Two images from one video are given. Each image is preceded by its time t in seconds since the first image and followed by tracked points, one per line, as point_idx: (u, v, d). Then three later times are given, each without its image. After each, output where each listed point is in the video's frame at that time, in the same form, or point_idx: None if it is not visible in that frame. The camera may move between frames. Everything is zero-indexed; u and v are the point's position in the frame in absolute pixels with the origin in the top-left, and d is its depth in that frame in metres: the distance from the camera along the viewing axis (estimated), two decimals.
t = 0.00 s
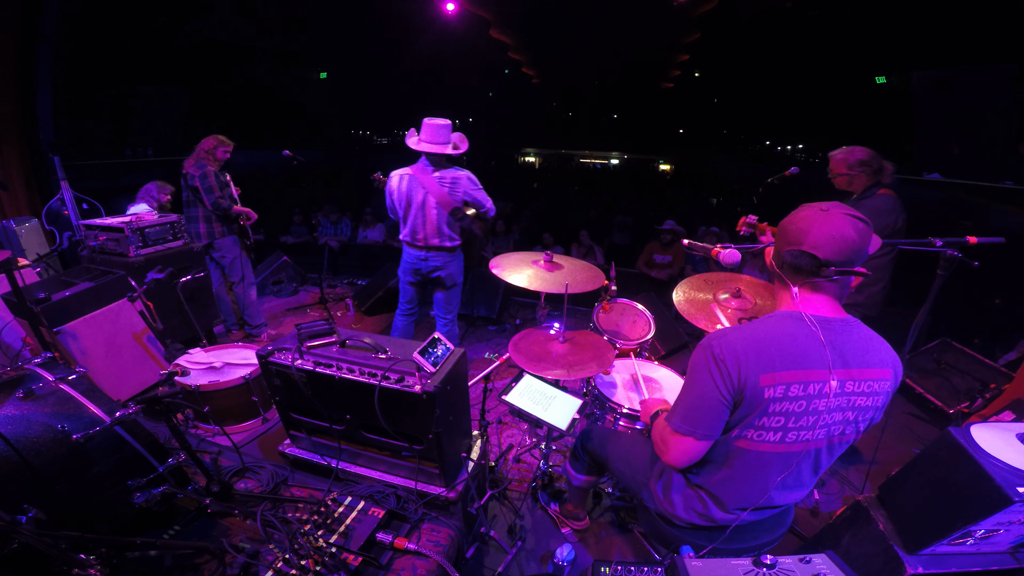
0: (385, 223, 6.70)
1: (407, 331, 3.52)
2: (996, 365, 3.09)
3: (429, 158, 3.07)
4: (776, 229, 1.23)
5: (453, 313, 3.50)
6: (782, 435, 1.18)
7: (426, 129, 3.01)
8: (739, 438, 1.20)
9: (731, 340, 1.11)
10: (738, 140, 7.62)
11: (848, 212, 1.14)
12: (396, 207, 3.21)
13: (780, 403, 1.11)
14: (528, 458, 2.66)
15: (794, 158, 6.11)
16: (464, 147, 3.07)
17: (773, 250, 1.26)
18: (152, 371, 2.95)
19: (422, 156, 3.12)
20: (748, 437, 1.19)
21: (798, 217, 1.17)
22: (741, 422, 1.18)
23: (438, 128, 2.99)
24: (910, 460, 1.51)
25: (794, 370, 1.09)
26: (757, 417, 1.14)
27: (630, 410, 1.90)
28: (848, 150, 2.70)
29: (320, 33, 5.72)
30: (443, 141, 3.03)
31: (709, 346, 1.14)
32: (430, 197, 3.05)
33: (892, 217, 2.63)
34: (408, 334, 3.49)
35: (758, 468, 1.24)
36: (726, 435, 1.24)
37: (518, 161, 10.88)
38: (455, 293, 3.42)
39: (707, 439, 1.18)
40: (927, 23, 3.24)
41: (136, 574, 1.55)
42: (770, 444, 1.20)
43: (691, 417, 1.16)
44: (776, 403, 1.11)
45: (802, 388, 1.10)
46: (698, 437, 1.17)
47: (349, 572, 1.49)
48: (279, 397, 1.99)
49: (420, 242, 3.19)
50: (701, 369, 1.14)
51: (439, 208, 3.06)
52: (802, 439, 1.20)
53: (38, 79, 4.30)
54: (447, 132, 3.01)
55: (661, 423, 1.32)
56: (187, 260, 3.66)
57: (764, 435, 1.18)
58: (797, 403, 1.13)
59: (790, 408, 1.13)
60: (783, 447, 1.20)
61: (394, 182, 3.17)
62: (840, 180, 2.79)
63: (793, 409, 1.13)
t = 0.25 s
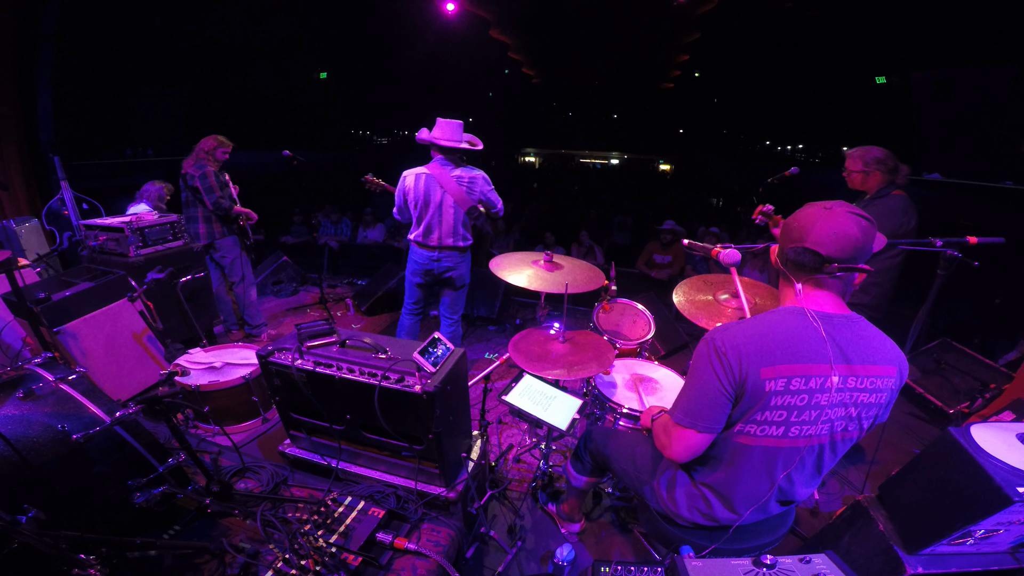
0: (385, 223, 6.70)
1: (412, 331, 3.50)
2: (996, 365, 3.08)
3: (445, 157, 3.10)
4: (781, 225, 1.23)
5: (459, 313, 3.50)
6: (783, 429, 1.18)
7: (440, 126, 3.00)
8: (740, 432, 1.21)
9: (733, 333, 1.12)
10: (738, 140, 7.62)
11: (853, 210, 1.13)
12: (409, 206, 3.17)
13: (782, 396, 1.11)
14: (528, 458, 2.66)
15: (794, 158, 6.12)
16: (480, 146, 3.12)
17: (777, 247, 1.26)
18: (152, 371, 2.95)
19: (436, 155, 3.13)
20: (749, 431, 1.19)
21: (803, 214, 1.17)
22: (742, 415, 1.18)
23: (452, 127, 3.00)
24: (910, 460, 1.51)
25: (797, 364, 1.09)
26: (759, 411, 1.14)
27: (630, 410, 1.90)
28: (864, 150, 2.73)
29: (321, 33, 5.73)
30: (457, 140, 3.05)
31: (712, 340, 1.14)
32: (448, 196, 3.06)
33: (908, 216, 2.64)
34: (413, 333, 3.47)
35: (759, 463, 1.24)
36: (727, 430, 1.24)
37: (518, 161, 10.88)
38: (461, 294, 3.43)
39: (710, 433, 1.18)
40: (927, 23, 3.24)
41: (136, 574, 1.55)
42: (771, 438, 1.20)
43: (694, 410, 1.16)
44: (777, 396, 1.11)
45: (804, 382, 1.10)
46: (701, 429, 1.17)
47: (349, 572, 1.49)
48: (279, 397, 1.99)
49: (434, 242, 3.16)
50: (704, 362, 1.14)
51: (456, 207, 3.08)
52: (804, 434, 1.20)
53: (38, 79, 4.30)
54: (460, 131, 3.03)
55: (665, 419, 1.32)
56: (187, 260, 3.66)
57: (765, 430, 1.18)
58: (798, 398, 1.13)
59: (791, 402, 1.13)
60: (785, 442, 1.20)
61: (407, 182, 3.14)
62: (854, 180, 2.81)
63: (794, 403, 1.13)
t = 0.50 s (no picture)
0: (385, 223, 6.70)
1: (414, 330, 3.49)
2: (997, 365, 3.08)
3: (450, 158, 3.10)
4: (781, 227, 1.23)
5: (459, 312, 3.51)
6: (784, 429, 1.18)
7: (444, 127, 3.02)
8: (741, 432, 1.21)
9: (734, 333, 1.12)
10: (738, 140, 7.61)
11: (851, 212, 1.13)
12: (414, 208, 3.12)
13: (782, 396, 1.11)
14: (528, 458, 2.66)
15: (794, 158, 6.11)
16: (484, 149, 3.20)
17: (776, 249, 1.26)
18: (152, 371, 2.95)
19: (440, 156, 3.12)
20: (750, 430, 1.19)
21: (804, 216, 1.17)
22: (743, 415, 1.18)
23: (456, 127, 3.04)
24: (909, 460, 1.51)
25: (797, 363, 1.09)
26: (759, 410, 1.14)
27: (630, 411, 1.90)
28: (865, 153, 2.73)
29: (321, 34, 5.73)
30: (461, 141, 3.07)
31: (713, 339, 1.15)
32: (457, 198, 3.06)
33: (920, 217, 2.65)
34: (414, 334, 3.46)
35: (760, 463, 1.24)
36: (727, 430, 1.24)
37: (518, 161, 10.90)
38: (462, 294, 3.45)
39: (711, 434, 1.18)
40: (927, 23, 3.24)
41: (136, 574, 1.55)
42: (772, 438, 1.20)
43: (693, 408, 1.17)
44: (778, 396, 1.11)
45: (804, 382, 1.10)
46: (705, 429, 1.17)
47: (349, 572, 1.49)
48: (279, 397, 1.99)
49: (441, 243, 3.16)
50: (704, 362, 1.14)
51: (465, 209, 3.09)
52: (804, 434, 1.20)
53: (38, 79, 4.29)
54: (464, 133, 3.06)
55: (666, 419, 1.32)
56: (187, 260, 3.66)
57: (766, 429, 1.18)
58: (799, 397, 1.12)
59: (792, 402, 1.13)
60: (785, 442, 1.20)
61: (413, 183, 3.08)
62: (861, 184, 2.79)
63: (795, 402, 1.13)
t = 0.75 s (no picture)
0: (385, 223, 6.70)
1: (407, 331, 3.48)
2: (997, 366, 3.08)
3: (446, 158, 3.12)
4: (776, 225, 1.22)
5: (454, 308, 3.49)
6: (780, 429, 1.18)
7: (441, 127, 3.02)
8: (736, 432, 1.21)
9: (727, 334, 1.12)
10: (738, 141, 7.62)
11: (844, 210, 1.14)
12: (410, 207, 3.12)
13: (777, 397, 1.11)
14: (528, 458, 2.66)
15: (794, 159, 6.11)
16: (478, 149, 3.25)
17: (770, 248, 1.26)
18: (152, 371, 2.95)
19: (434, 156, 3.13)
20: (745, 431, 1.19)
21: (799, 214, 1.16)
22: (737, 416, 1.18)
23: (452, 128, 3.06)
24: (909, 460, 1.51)
25: (791, 365, 1.09)
26: (754, 412, 1.14)
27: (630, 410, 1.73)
28: (874, 153, 2.78)
29: (321, 34, 5.72)
30: (455, 141, 3.07)
31: (707, 340, 1.15)
32: (454, 197, 3.10)
33: (926, 216, 2.65)
34: (409, 333, 3.46)
35: (756, 463, 1.24)
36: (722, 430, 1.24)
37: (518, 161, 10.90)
38: (459, 292, 3.45)
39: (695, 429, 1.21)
40: (926, 23, 3.25)
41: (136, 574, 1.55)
42: (768, 439, 1.20)
43: (681, 407, 1.18)
44: (772, 397, 1.11)
45: (799, 383, 1.10)
46: (683, 426, 1.20)
47: (349, 572, 1.49)
48: (279, 397, 1.99)
49: (437, 242, 3.18)
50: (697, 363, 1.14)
51: (461, 208, 3.13)
52: (800, 434, 1.20)
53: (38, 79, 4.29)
54: (459, 133, 3.08)
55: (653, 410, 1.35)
56: (188, 260, 3.66)
57: (762, 430, 1.18)
58: (795, 398, 1.12)
59: (787, 403, 1.13)
60: (781, 442, 1.20)
61: (409, 183, 3.08)
62: (868, 182, 2.85)
63: (790, 404, 1.13)
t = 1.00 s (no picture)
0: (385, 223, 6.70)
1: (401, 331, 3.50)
2: (997, 365, 3.08)
3: (431, 158, 3.10)
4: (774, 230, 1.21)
5: (449, 305, 3.49)
6: (778, 435, 1.18)
7: (427, 127, 3.01)
8: (734, 438, 1.21)
9: (723, 340, 1.12)
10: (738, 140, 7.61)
11: (843, 210, 1.13)
12: (394, 206, 3.14)
13: (775, 403, 1.11)
14: (528, 458, 2.66)
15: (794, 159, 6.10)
16: (468, 147, 3.18)
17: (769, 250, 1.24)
18: (152, 371, 2.95)
19: (422, 156, 3.12)
20: (744, 437, 1.19)
21: (797, 217, 1.15)
22: (735, 422, 1.18)
23: (439, 127, 3.04)
24: (909, 460, 1.51)
25: (788, 370, 1.09)
26: (752, 417, 1.14)
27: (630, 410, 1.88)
28: (885, 149, 2.78)
29: (320, 34, 5.72)
30: (443, 140, 3.07)
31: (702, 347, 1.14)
32: (436, 198, 3.07)
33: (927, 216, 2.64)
34: (402, 333, 3.48)
35: (756, 468, 1.24)
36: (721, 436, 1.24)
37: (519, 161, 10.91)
38: (449, 289, 3.44)
39: (693, 434, 1.20)
40: (926, 23, 3.24)
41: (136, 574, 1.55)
42: (767, 444, 1.20)
43: (677, 413, 1.18)
44: (770, 403, 1.11)
45: (797, 388, 1.10)
46: (679, 432, 1.20)
47: (349, 572, 1.49)
48: (279, 397, 1.99)
49: (419, 241, 3.18)
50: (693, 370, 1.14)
51: (444, 209, 3.10)
52: (799, 439, 1.20)
53: (38, 79, 4.29)
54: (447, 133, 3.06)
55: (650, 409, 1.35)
56: (188, 260, 3.66)
57: (761, 436, 1.18)
58: (793, 404, 1.12)
59: (785, 409, 1.13)
60: (780, 447, 1.20)
61: (394, 182, 3.09)
62: (873, 177, 2.86)
63: (788, 409, 1.13)
